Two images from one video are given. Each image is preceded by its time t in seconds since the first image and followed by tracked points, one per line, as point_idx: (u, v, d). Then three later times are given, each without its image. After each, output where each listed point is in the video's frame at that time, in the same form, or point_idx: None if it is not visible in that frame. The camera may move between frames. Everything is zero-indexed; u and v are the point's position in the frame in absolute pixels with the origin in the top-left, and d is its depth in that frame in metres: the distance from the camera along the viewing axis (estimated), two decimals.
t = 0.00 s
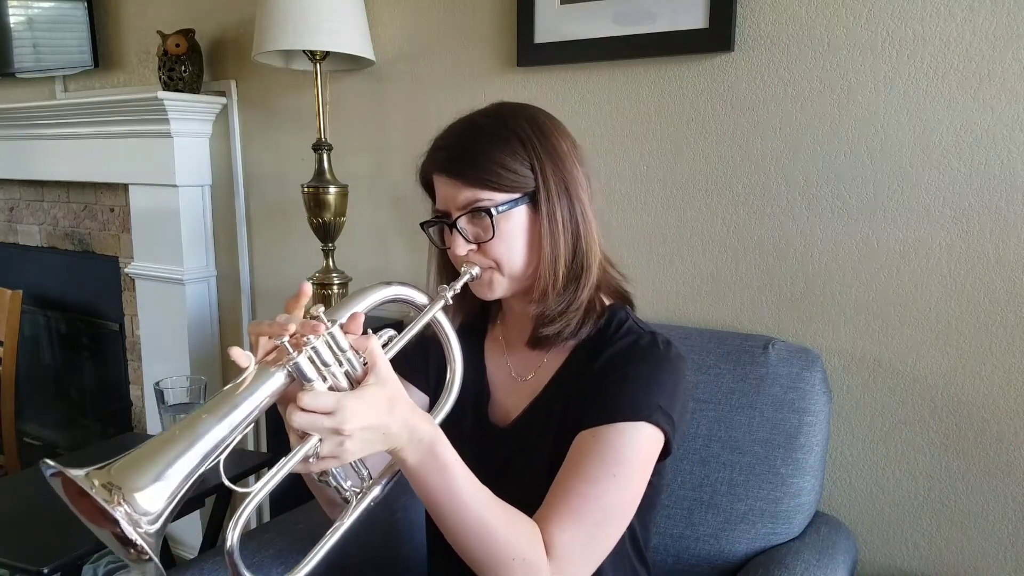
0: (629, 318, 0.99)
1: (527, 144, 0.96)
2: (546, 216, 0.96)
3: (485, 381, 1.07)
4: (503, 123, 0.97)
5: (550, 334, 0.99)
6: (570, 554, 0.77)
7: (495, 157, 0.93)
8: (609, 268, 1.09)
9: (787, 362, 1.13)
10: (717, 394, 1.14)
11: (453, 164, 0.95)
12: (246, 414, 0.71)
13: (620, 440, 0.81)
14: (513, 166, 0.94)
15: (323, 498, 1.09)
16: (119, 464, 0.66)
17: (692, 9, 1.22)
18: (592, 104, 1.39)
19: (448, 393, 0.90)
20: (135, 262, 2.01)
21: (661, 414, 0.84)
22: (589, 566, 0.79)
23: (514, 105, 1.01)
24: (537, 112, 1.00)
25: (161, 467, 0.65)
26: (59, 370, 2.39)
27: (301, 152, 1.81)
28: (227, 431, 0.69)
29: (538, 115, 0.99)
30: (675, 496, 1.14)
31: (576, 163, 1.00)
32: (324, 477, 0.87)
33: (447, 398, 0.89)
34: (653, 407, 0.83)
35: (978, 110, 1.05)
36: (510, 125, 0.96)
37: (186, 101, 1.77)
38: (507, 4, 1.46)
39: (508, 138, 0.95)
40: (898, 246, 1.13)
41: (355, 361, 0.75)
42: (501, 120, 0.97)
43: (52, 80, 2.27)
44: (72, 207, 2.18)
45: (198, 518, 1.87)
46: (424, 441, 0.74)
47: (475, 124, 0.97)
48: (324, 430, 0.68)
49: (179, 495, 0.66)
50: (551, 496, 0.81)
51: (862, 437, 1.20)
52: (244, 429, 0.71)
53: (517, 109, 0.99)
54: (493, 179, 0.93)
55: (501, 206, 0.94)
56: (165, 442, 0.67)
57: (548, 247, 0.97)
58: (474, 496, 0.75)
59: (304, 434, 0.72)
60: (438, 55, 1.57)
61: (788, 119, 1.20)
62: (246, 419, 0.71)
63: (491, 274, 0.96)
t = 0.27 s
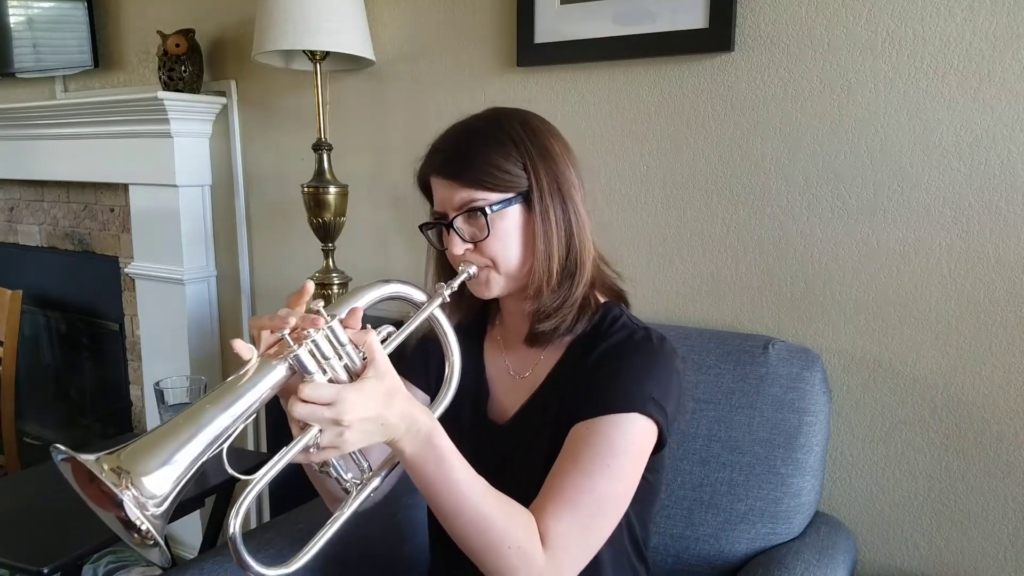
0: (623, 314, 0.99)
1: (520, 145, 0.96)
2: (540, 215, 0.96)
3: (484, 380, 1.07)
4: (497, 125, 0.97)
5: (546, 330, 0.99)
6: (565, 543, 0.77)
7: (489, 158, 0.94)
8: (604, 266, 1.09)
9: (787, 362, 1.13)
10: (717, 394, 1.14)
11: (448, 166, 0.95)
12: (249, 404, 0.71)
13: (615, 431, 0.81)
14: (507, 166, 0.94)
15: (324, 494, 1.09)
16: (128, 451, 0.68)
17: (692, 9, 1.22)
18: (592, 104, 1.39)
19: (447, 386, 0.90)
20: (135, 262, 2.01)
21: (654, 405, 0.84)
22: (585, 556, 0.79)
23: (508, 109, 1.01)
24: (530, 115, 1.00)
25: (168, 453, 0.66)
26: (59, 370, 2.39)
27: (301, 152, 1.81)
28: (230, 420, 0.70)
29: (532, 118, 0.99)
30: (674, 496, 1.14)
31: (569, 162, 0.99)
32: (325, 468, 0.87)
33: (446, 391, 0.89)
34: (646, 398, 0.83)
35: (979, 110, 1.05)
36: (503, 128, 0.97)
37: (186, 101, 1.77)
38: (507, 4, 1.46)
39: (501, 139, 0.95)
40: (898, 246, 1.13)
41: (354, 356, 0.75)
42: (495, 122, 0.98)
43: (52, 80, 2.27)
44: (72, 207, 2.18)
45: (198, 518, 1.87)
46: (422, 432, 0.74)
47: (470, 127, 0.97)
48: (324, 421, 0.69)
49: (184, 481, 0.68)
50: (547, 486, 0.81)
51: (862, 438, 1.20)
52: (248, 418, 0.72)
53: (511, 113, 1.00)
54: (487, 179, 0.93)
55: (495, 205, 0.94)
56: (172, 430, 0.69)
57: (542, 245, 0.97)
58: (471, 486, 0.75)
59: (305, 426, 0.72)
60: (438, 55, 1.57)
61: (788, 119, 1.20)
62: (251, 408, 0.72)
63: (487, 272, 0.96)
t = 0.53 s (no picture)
0: (623, 314, 0.99)
1: (518, 151, 0.96)
2: (539, 217, 0.96)
3: (486, 380, 1.07)
4: (494, 133, 0.97)
5: (547, 330, 0.99)
6: (569, 539, 0.77)
7: (487, 164, 0.94)
8: (604, 267, 1.09)
9: (787, 362, 1.13)
10: (717, 394, 1.14)
11: (448, 172, 0.96)
12: (263, 405, 0.71)
13: (618, 428, 0.81)
14: (505, 171, 0.94)
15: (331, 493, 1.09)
16: (145, 447, 0.69)
17: (692, 9, 1.22)
18: (592, 104, 1.39)
19: (452, 387, 0.90)
20: (135, 262, 2.01)
21: (655, 402, 0.84)
22: (591, 551, 0.79)
23: (505, 117, 1.02)
24: (527, 122, 1.01)
25: (186, 450, 0.67)
26: (59, 370, 2.39)
27: (301, 152, 1.81)
28: (244, 420, 0.70)
29: (529, 125, 1.00)
30: (674, 496, 1.14)
31: (566, 166, 1.00)
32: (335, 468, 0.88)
33: (452, 391, 0.89)
34: (647, 394, 0.83)
35: (978, 110, 1.05)
36: (500, 135, 0.97)
37: (186, 101, 1.77)
38: (507, 4, 1.46)
39: (499, 146, 0.96)
40: (897, 247, 1.13)
41: (362, 356, 0.75)
42: (492, 130, 0.98)
43: (52, 80, 2.27)
44: (72, 206, 2.18)
45: (198, 518, 1.87)
46: (429, 430, 0.74)
47: (469, 136, 0.98)
48: (334, 420, 0.69)
49: (200, 479, 0.68)
50: (551, 482, 0.81)
51: (862, 438, 1.20)
52: (263, 416, 0.72)
53: (509, 120, 1.00)
54: (486, 184, 0.93)
55: (495, 209, 0.94)
56: (187, 428, 0.69)
57: (541, 246, 0.97)
58: (476, 482, 0.75)
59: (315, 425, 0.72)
60: (438, 54, 1.57)
61: (788, 119, 1.20)
62: (264, 408, 0.72)
63: (489, 275, 0.96)
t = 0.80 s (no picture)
0: (626, 313, 0.99)
1: (520, 151, 0.96)
2: (542, 217, 0.96)
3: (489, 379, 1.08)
4: (497, 134, 0.98)
5: (550, 328, 0.99)
6: (575, 533, 0.77)
7: (490, 164, 0.94)
8: (605, 267, 1.09)
9: (787, 363, 1.13)
10: (717, 394, 1.14)
11: (452, 173, 0.96)
12: (274, 397, 0.71)
13: (622, 422, 0.81)
14: (509, 172, 0.94)
15: (335, 490, 1.09)
16: (157, 437, 0.68)
17: (692, 9, 1.22)
18: (592, 104, 1.39)
19: (457, 385, 0.90)
20: (135, 262, 2.01)
21: (658, 396, 0.84)
22: (596, 546, 0.79)
23: (508, 119, 1.02)
24: (530, 124, 1.01)
25: (198, 439, 0.67)
26: (59, 370, 2.39)
27: (301, 152, 1.81)
28: (256, 411, 0.70)
29: (531, 127, 1.00)
30: (674, 495, 1.14)
31: (569, 167, 1.00)
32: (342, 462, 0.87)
33: (457, 388, 0.89)
34: (650, 389, 0.84)
35: (979, 110, 1.05)
36: (503, 136, 0.97)
37: (186, 101, 1.77)
38: (507, 4, 1.46)
39: (501, 147, 0.96)
40: (897, 247, 1.13)
41: (369, 351, 0.76)
42: (494, 132, 0.98)
43: (52, 80, 2.27)
44: (72, 207, 2.18)
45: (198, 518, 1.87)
46: (435, 424, 0.74)
47: (471, 138, 0.98)
48: (342, 414, 0.69)
49: (212, 469, 0.68)
50: (556, 477, 0.81)
51: (863, 438, 1.20)
52: (274, 406, 0.72)
53: (511, 123, 1.00)
54: (489, 183, 0.93)
55: (499, 208, 0.94)
56: (199, 419, 0.69)
57: (544, 245, 0.96)
58: (482, 477, 0.75)
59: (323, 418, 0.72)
60: (438, 54, 1.57)
61: (788, 119, 1.20)
62: (275, 400, 0.72)
63: (493, 274, 0.96)
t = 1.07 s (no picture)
0: (628, 311, 0.99)
1: (522, 149, 0.96)
2: (544, 215, 0.96)
3: (490, 376, 1.08)
4: (498, 133, 0.97)
5: (553, 326, 0.99)
6: (578, 531, 0.77)
7: (492, 162, 0.94)
8: (607, 265, 1.09)
9: (787, 362, 1.13)
10: (717, 394, 1.14)
11: (453, 171, 0.96)
12: (275, 394, 0.71)
13: (625, 421, 0.82)
14: (510, 169, 0.94)
15: (337, 490, 1.09)
16: (159, 434, 0.68)
17: (692, 9, 1.22)
18: (592, 104, 1.39)
19: (459, 382, 0.90)
20: (135, 262, 2.01)
21: (661, 394, 0.84)
22: (599, 544, 0.79)
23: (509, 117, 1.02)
24: (531, 122, 1.01)
25: (200, 436, 0.67)
26: (59, 370, 2.39)
27: (301, 152, 1.81)
28: (257, 408, 0.70)
29: (532, 125, 1.00)
30: (674, 496, 1.14)
31: (571, 165, 1.00)
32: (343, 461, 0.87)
33: (459, 386, 0.89)
34: (653, 387, 0.84)
35: (979, 110, 1.05)
36: (504, 134, 0.97)
37: (186, 101, 1.77)
38: (507, 4, 1.46)
39: (502, 145, 0.96)
40: (897, 246, 1.13)
41: (371, 349, 0.75)
42: (496, 130, 0.98)
43: (52, 80, 2.27)
44: (72, 207, 2.18)
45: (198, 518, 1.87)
46: (437, 422, 0.74)
47: (472, 135, 0.98)
48: (343, 411, 0.69)
49: (213, 466, 0.68)
50: (559, 475, 0.81)
51: (863, 438, 1.20)
52: (275, 405, 0.72)
53: (512, 121, 1.00)
54: (491, 181, 0.93)
55: (500, 205, 0.94)
56: (200, 415, 0.69)
57: (546, 243, 0.97)
58: (485, 475, 0.75)
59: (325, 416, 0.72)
60: (438, 54, 1.57)
61: (788, 119, 1.20)
62: (277, 398, 0.72)
63: (495, 271, 0.96)
